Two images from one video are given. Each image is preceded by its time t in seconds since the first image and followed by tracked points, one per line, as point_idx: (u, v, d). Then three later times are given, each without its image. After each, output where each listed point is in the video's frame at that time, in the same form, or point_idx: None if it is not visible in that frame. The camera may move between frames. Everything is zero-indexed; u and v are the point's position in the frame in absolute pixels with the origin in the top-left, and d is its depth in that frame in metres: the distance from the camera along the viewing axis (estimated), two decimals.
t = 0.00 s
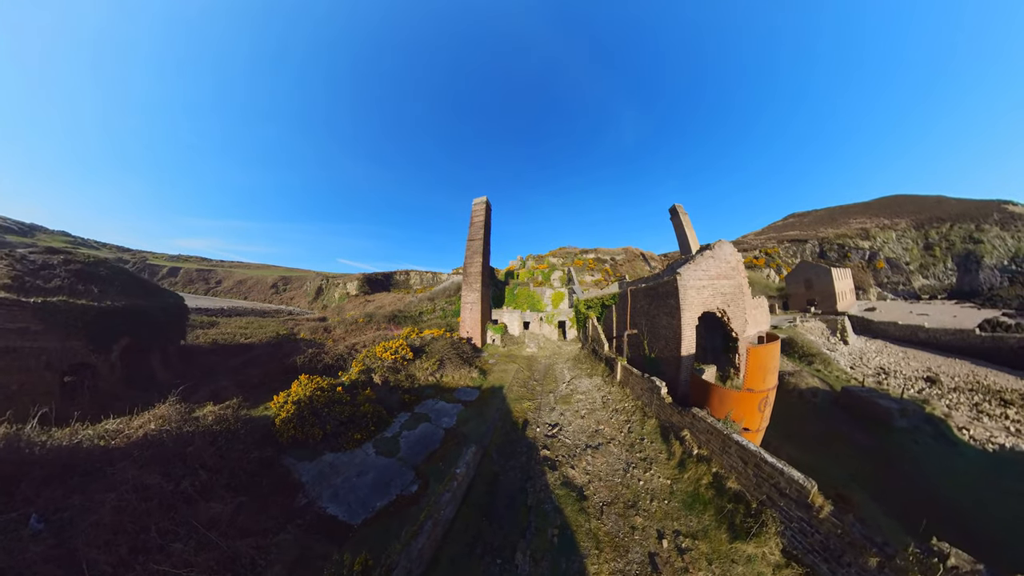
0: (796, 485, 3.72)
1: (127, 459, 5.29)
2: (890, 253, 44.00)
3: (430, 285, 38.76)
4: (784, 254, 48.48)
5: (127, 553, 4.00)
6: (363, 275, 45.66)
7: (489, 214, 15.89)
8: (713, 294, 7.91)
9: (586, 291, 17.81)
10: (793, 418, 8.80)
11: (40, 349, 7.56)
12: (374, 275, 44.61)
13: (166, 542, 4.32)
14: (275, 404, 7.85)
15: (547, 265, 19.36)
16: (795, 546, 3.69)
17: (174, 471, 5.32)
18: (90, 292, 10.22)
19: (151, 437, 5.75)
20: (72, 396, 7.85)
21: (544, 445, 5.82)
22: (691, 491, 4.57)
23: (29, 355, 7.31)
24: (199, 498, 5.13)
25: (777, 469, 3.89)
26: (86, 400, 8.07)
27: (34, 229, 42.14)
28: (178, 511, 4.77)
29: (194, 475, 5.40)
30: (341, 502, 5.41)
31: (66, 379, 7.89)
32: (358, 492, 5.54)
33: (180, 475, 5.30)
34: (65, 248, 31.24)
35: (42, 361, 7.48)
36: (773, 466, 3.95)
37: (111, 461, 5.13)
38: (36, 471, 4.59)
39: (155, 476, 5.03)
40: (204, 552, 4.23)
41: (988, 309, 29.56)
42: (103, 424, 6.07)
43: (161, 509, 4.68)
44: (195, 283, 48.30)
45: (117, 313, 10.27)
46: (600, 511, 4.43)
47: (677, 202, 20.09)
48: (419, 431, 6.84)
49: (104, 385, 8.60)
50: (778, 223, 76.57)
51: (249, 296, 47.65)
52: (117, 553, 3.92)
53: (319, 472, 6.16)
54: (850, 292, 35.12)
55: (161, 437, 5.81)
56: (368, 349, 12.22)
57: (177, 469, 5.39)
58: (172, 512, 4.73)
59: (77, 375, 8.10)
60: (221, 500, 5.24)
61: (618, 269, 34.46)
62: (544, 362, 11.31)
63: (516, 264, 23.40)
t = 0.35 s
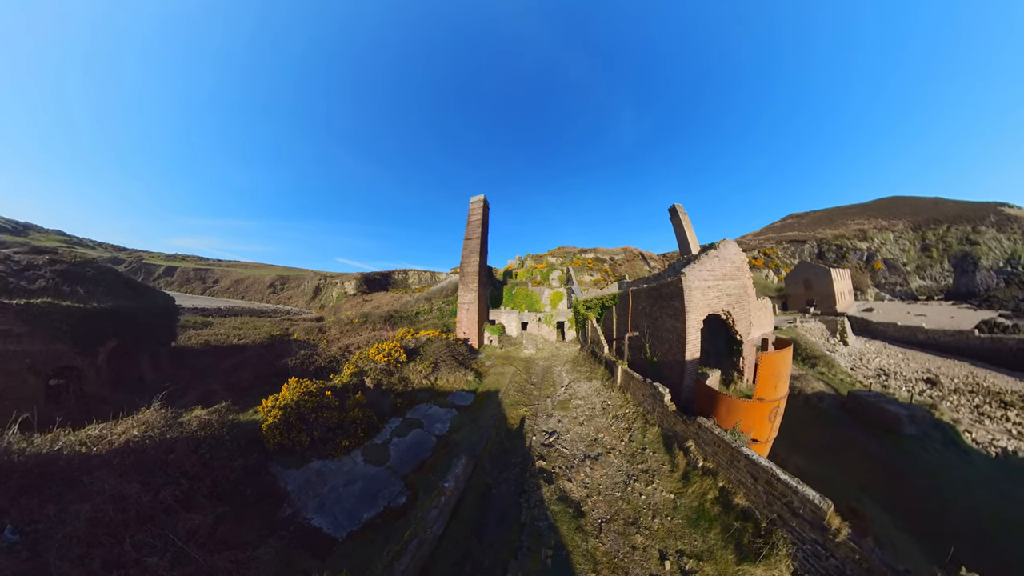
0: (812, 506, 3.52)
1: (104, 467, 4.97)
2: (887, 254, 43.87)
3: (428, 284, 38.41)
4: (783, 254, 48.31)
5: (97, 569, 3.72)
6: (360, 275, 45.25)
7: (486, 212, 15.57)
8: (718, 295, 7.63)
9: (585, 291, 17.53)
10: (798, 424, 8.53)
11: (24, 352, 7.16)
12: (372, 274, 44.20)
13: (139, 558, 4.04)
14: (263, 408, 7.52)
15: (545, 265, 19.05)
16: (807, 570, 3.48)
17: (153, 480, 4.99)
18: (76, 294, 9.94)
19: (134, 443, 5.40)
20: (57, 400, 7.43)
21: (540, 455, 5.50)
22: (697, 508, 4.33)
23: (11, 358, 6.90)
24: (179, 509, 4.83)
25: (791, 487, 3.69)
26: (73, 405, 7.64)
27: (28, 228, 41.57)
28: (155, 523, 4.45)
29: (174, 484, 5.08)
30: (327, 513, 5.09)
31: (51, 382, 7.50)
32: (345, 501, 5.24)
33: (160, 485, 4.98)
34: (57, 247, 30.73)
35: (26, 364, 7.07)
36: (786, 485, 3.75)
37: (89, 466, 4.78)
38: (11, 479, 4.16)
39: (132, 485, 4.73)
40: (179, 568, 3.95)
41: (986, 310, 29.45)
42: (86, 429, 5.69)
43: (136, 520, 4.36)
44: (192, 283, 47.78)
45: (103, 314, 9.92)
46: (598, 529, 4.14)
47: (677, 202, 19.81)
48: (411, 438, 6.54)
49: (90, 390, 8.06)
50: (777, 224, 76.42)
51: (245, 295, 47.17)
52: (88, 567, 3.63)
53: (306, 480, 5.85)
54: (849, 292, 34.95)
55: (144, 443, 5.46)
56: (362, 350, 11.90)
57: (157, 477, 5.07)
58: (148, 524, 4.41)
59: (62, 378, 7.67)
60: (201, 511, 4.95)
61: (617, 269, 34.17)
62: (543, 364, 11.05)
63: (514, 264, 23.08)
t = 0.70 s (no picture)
0: (833, 523, 3.36)
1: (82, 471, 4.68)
2: (887, 253, 43.50)
3: (428, 284, 38.13)
4: (783, 254, 48.00)
5: None
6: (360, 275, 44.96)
7: (485, 211, 15.30)
8: (724, 294, 7.34)
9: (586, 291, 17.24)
10: (806, 428, 8.26)
11: (11, 353, 6.85)
12: (372, 275, 43.90)
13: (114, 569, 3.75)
14: (253, 411, 7.25)
15: (544, 265, 18.81)
16: None
17: (133, 486, 4.68)
18: (66, 294, 9.71)
19: (117, 446, 5.10)
20: (44, 401, 7.14)
21: (538, 464, 5.22)
22: (706, 522, 4.13)
23: None
24: (160, 517, 4.53)
25: (809, 503, 3.54)
26: (59, 406, 7.33)
27: (29, 229, 41.46)
28: (133, 532, 4.16)
29: (156, 489, 4.77)
30: (313, 523, 4.81)
31: (40, 384, 7.23)
32: (333, 511, 4.96)
33: (140, 491, 4.67)
34: (56, 247, 30.50)
35: (12, 365, 6.77)
36: (804, 499, 3.59)
37: (65, 470, 4.47)
38: None
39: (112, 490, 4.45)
40: None
41: (987, 309, 29.13)
42: (72, 433, 5.43)
43: (113, 529, 4.07)
44: (193, 283, 47.51)
45: (92, 314, 9.64)
46: (599, 547, 3.87)
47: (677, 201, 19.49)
48: (405, 443, 6.28)
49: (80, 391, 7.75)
50: (777, 223, 75.93)
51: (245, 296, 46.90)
52: None
53: (293, 487, 5.62)
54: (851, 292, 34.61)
55: (127, 446, 5.12)
56: (358, 351, 11.65)
57: (138, 482, 4.78)
58: (125, 533, 4.12)
59: (50, 379, 7.40)
60: (183, 519, 4.64)
61: (617, 269, 33.83)
62: (543, 365, 10.78)
63: (513, 264, 22.79)
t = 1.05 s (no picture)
0: (858, 543, 3.06)
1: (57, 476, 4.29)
2: (887, 253, 43.22)
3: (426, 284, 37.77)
4: (783, 254, 47.69)
5: None
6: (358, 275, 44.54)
7: (483, 209, 14.99)
8: (731, 294, 7.05)
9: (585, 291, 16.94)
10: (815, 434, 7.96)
11: None
12: (370, 275, 43.48)
13: None
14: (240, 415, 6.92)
15: (543, 265, 18.49)
16: None
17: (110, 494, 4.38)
18: (51, 293, 9.36)
19: (98, 452, 4.72)
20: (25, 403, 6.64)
21: (537, 476, 4.90)
22: (717, 538, 3.83)
23: None
24: (135, 530, 4.16)
25: (831, 520, 3.23)
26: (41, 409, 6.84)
27: (23, 229, 40.97)
28: (105, 546, 3.80)
29: (132, 500, 4.40)
30: (296, 538, 4.49)
31: (25, 386, 6.82)
32: (318, 525, 4.64)
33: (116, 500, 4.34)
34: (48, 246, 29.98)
35: None
36: (825, 516, 3.29)
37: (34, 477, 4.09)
38: None
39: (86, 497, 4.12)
40: None
41: (988, 309, 28.83)
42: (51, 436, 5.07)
43: (84, 543, 3.70)
44: (190, 283, 47.03)
45: (79, 314, 9.30)
46: (603, 567, 3.57)
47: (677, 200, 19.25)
48: (396, 451, 5.98)
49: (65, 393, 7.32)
50: (776, 224, 75.69)
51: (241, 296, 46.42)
52: None
53: (278, 497, 5.32)
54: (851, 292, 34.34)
55: (107, 452, 4.74)
56: (352, 352, 11.32)
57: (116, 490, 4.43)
58: (97, 548, 3.74)
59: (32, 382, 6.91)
60: (161, 532, 4.28)
61: (617, 268, 33.56)
62: (542, 367, 10.47)
63: (512, 264, 22.48)
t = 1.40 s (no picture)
0: (899, 565, 2.78)
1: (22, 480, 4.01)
2: (888, 252, 42.82)
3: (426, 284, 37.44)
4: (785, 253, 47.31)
5: None
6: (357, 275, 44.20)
7: (482, 207, 14.66)
8: (743, 292, 6.69)
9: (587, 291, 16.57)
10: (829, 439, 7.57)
11: None
12: (369, 275, 43.13)
13: None
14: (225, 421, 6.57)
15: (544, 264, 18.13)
16: None
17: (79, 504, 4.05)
18: (37, 291, 9.05)
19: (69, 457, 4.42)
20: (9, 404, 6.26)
21: (539, 491, 4.56)
22: (738, 559, 3.47)
23: None
24: (105, 543, 3.83)
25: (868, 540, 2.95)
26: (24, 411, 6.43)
27: (22, 229, 40.70)
28: (69, 561, 3.48)
29: (103, 509, 4.08)
30: (278, 556, 4.15)
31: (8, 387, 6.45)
32: (301, 542, 4.28)
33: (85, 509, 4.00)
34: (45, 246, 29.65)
35: None
36: (860, 535, 3.01)
37: (4, 485, 3.81)
38: None
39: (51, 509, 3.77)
40: None
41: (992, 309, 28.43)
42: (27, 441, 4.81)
43: (45, 557, 3.40)
44: (190, 283, 46.72)
45: (65, 313, 8.96)
46: None
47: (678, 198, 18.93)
48: (387, 460, 5.62)
49: (50, 395, 6.94)
50: (777, 223, 75.32)
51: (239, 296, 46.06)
52: None
53: (261, 509, 4.95)
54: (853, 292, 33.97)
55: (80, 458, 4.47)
56: (347, 353, 10.98)
57: (85, 498, 4.10)
58: (59, 563, 3.43)
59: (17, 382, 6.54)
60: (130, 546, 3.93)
61: (617, 268, 33.21)
62: (543, 369, 10.14)
63: (512, 263, 22.13)
